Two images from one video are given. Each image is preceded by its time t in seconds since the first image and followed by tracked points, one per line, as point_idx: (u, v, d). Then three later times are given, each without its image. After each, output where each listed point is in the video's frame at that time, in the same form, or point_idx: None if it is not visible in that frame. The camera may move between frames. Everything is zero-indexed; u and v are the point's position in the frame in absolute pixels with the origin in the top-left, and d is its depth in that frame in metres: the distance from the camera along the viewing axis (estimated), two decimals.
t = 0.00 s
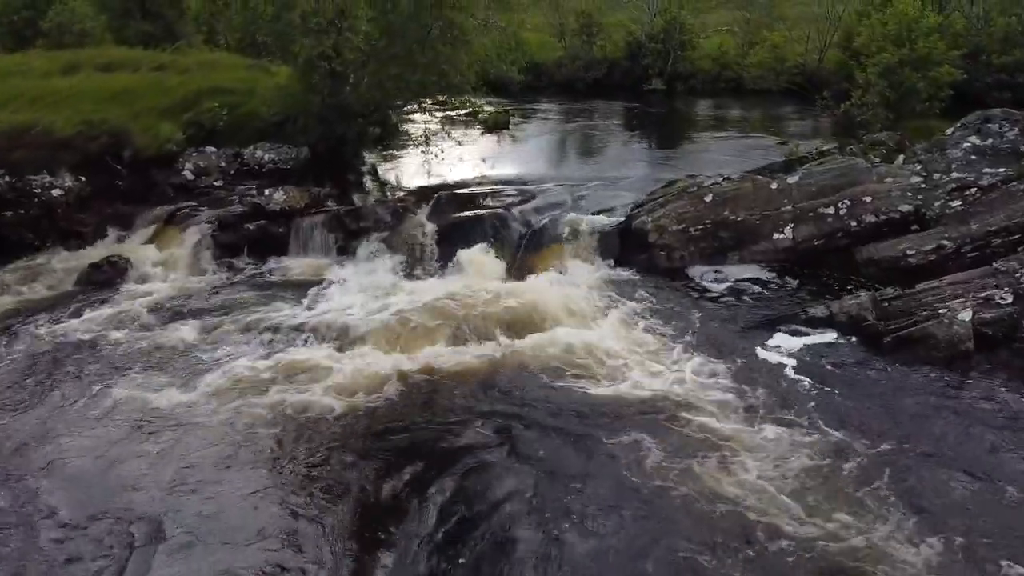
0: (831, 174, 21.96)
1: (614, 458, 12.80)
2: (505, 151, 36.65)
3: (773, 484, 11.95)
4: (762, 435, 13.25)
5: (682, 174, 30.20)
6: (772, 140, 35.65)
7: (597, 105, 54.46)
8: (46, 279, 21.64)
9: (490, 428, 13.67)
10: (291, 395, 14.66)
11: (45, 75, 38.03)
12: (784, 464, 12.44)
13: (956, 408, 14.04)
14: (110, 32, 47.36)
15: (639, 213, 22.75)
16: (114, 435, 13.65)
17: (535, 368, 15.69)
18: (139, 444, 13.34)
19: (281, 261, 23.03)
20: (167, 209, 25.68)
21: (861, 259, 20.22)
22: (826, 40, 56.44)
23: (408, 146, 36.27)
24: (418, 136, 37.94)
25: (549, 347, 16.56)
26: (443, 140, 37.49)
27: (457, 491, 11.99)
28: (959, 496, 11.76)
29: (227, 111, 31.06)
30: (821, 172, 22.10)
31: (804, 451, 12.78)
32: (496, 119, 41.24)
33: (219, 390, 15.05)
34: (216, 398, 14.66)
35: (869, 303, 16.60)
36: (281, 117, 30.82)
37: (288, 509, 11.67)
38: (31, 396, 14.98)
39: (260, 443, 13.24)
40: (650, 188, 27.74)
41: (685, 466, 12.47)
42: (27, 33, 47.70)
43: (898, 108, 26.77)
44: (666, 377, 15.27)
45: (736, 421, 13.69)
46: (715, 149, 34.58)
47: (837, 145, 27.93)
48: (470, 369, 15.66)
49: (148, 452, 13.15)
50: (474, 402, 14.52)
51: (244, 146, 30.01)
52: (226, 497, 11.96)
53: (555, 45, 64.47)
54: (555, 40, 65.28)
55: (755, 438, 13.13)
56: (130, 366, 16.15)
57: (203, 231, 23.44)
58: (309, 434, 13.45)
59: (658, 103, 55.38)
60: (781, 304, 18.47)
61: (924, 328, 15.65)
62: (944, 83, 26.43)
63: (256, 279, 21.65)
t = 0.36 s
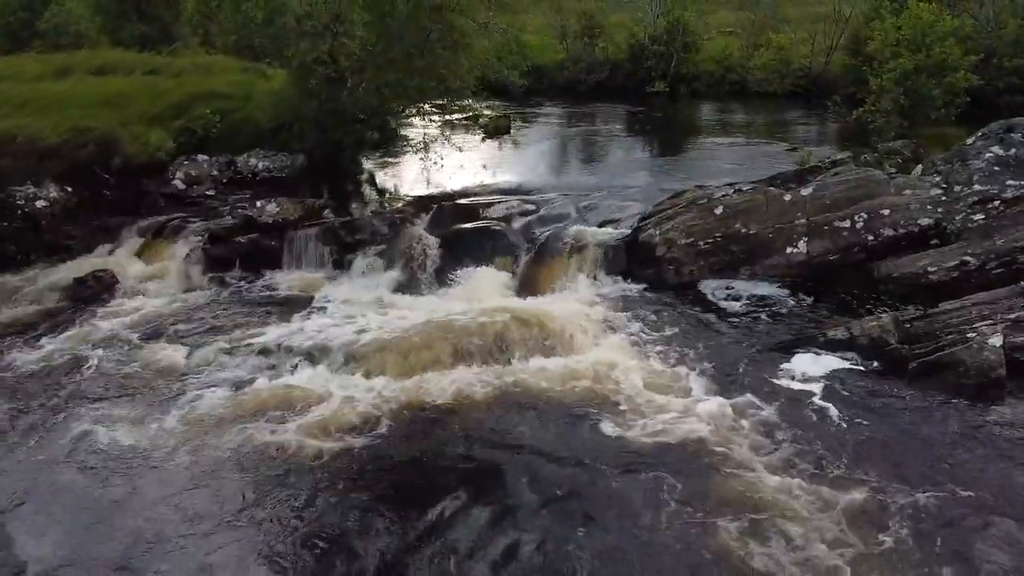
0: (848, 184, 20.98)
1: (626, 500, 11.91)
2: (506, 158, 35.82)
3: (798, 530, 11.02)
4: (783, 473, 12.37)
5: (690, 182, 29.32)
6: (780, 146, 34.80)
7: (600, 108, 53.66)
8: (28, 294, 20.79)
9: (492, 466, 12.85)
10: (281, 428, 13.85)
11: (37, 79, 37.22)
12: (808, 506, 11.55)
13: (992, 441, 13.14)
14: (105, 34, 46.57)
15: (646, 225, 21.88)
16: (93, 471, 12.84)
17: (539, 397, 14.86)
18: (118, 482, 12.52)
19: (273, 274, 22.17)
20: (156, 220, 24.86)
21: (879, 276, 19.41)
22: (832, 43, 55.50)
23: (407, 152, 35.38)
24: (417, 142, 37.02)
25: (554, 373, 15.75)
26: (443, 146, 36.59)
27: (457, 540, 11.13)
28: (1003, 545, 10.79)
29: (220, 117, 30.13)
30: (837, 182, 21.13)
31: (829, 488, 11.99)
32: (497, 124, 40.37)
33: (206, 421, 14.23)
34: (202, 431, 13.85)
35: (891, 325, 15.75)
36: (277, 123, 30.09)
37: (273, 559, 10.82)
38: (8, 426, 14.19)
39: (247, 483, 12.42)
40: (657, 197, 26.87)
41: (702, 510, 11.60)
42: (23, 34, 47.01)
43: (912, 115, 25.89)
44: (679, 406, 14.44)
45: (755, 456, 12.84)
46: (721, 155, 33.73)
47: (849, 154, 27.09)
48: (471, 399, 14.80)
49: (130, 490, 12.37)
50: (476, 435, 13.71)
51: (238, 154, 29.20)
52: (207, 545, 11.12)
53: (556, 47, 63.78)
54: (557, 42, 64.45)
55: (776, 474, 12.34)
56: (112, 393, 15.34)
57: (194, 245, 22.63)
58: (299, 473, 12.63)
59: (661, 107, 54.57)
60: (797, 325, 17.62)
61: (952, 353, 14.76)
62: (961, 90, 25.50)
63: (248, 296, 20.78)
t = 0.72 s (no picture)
0: (861, 194, 20.27)
1: (636, 544, 11.24)
2: (506, 162, 35.12)
3: None
4: (802, 511, 11.70)
5: (695, 189, 28.62)
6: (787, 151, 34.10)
7: (602, 111, 53.00)
8: (13, 309, 20.08)
9: (494, 503, 12.18)
10: (272, 461, 13.14)
11: (29, 83, 36.54)
12: (829, 551, 10.89)
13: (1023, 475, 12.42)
14: (101, 35, 45.88)
15: (652, 236, 21.14)
16: (73, 511, 12.19)
17: (543, 424, 14.16)
18: (100, 524, 11.87)
19: (266, 287, 21.46)
20: (147, 229, 24.14)
21: (896, 290, 18.84)
22: (837, 44, 54.73)
23: (406, 157, 34.65)
24: (417, 147, 36.29)
25: (559, 398, 15.01)
26: (443, 151, 35.86)
27: None
28: None
29: (213, 124, 29.35)
30: (851, 193, 20.40)
31: (850, 527, 11.34)
32: (498, 129, 39.66)
33: (194, 451, 13.56)
34: (188, 465, 13.19)
35: (913, 346, 15.12)
36: (271, 129, 29.46)
37: None
38: None
39: (236, 525, 11.77)
40: (662, 206, 26.16)
41: (717, 556, 10.95)
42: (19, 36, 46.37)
43: (925, 121, 25.26)
44: (691, 434, 13.74)
45: (772, 492, 12.15)
46: (727, 161, 33.00)
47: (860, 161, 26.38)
48: (471, 426, 14.06)
49: (115, 530, 11.77)
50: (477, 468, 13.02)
51: (232, 161, 28.45)
52: None
53: (557, 49, 63.24)
54: (558, 44, 63.69)
55: (795, 511, 11.67)
56: (96, 419, 14.67)
57: (185, 256, 21.88)
58: (290, 512, 11.98)
59: (663, 109, 53.91)
60: (811, 343, 16.91)
61: (979, 378, 14.05)
62: (977, 94, 24.74)
63: (240, 311, 20.03)
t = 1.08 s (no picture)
0: (878, 213, 19.47)
1: None
2: (506, 171, 34.44)
3: None
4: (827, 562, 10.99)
5: (701, 202, 27.85)
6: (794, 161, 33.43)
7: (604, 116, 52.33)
8: None
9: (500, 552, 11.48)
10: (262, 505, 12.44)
11: (21, 90, 35.83)
12: None
13: None
14: (97, 39, 45.18)
15: (659, 255, 20.42)
16: (50, 561, 11.47)
17: (550, 463, 13.45)
18: None
19: (259, 307, 20.72)
20: (137, 245, 23.43)
21: (913, 313, 18.13)
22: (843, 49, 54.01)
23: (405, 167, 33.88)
24: (415, 156, 35.54)
25: (565, 433, 14.30)
26: (442, 160, 35.10)
27: None
28: None
29: (206, 134, 28.58)
30: (865, 211, 19.67)
31: None
32: (498, 137, 38.88)
33: (181, 494, 12.86)
34: (174, 510, 12.48)
35: (937, 378, 14.40)
36: (266, 139, 28.62)
37: None
38: None
39: None
40: (668, 221, 25.42)
41: None
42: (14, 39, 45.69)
43: (940, 133, 24.46)
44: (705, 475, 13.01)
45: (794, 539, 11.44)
46: (732, 170, 32.32)
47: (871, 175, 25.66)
48: (474, 468, 13.38)
49: None
50: (480, 511, 12.32)
51: (226, 172, 27.71)
52: None
53: (559, 51, 62.56)
54: (559, 47, 62.94)
55: (820, 563, 10.95)
56: (79, 457, 13.98)
57: (176, 276, 21.20)
58: (282, 563, 11.28)
59: (666, 115, 53.25)
60: (827, 373, 16.18)
61: (1009, 416, 13.27)
62: (993, 106, 24.02)
63: (233, 334, 19.33)
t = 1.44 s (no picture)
0: (895, 234, 18.70)
1: None
2: (507, 182, 33.72)
3: None
4: None
5: (707, 217, 27.14)
6: (801, 172, 32.68)
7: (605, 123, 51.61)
8: None
9: None
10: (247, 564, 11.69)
11: (11, 99, 35.10)
12: None
13: None
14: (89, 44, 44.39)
15: (666, 277, 19.66)
16: None
17: (555, 512, 12.68)
18: None
19: (251, 331, 19.94)
20: (126, 264, 22.67)
21: (932, 340, 17.37)
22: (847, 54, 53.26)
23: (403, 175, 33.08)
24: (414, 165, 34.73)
25: (569, 476, 13.53)
26: (442, 169, 34.29)
27: None
28: None
29: (197, 147, 27.74)
30: (881, 232, 18.91)
31: None
32: (498, 145, 38.05)
33: (168, 546, 12.19)
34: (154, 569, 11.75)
35: (962, 418, 13.56)
36: (259, 151, 27.62)
37: None
38: None
39: None
40: (674, 239, 24.67)
41: None
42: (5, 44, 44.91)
43: (954, 147, 23.68)
44: (719, 524, 12.22)
45: None
46: (738, 181, 31.61)
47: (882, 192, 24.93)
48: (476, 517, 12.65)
49: None
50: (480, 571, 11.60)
51: (218, 186, 26.88)
52: None
53: (559, 56, 61.85)
54: (559, 51, 62.19)
55: None
56: (59, 509, 13.28)
57: (164, 298, 20.41)
58: None
59: (667, 121, 52.54)
60: (845, 407, 15.43)
61: None
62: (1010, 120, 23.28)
63: (221, 360, 18.50)
